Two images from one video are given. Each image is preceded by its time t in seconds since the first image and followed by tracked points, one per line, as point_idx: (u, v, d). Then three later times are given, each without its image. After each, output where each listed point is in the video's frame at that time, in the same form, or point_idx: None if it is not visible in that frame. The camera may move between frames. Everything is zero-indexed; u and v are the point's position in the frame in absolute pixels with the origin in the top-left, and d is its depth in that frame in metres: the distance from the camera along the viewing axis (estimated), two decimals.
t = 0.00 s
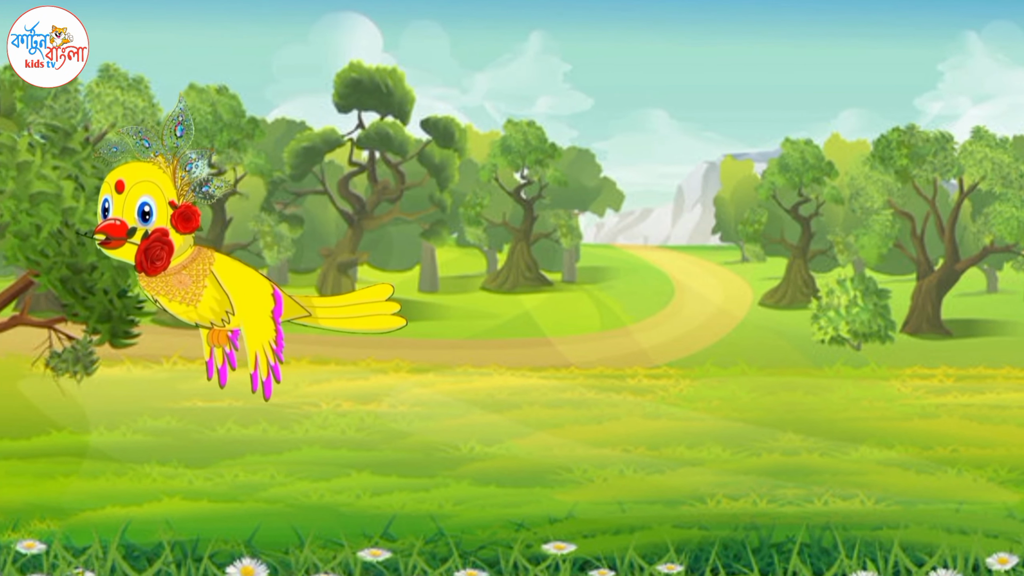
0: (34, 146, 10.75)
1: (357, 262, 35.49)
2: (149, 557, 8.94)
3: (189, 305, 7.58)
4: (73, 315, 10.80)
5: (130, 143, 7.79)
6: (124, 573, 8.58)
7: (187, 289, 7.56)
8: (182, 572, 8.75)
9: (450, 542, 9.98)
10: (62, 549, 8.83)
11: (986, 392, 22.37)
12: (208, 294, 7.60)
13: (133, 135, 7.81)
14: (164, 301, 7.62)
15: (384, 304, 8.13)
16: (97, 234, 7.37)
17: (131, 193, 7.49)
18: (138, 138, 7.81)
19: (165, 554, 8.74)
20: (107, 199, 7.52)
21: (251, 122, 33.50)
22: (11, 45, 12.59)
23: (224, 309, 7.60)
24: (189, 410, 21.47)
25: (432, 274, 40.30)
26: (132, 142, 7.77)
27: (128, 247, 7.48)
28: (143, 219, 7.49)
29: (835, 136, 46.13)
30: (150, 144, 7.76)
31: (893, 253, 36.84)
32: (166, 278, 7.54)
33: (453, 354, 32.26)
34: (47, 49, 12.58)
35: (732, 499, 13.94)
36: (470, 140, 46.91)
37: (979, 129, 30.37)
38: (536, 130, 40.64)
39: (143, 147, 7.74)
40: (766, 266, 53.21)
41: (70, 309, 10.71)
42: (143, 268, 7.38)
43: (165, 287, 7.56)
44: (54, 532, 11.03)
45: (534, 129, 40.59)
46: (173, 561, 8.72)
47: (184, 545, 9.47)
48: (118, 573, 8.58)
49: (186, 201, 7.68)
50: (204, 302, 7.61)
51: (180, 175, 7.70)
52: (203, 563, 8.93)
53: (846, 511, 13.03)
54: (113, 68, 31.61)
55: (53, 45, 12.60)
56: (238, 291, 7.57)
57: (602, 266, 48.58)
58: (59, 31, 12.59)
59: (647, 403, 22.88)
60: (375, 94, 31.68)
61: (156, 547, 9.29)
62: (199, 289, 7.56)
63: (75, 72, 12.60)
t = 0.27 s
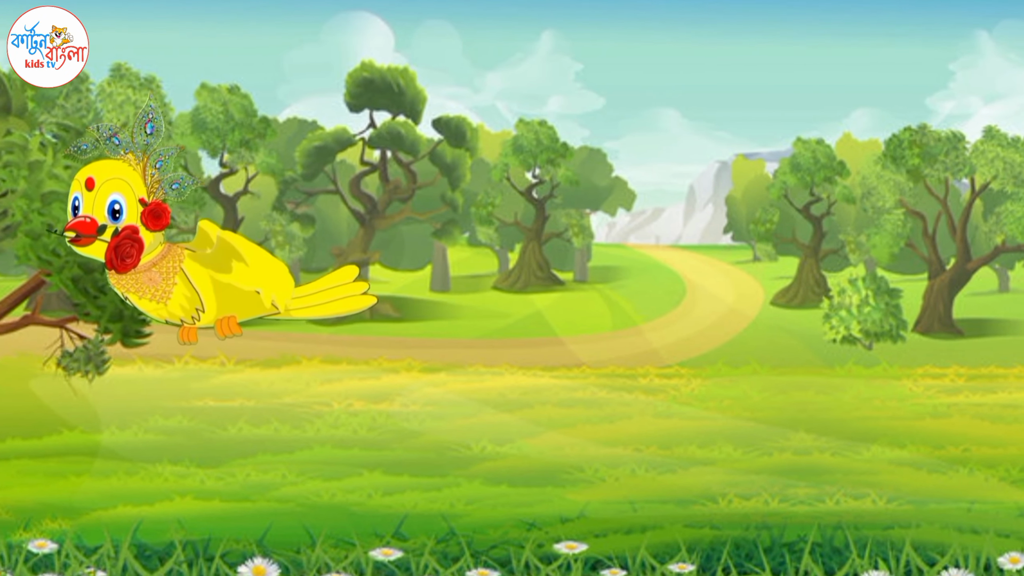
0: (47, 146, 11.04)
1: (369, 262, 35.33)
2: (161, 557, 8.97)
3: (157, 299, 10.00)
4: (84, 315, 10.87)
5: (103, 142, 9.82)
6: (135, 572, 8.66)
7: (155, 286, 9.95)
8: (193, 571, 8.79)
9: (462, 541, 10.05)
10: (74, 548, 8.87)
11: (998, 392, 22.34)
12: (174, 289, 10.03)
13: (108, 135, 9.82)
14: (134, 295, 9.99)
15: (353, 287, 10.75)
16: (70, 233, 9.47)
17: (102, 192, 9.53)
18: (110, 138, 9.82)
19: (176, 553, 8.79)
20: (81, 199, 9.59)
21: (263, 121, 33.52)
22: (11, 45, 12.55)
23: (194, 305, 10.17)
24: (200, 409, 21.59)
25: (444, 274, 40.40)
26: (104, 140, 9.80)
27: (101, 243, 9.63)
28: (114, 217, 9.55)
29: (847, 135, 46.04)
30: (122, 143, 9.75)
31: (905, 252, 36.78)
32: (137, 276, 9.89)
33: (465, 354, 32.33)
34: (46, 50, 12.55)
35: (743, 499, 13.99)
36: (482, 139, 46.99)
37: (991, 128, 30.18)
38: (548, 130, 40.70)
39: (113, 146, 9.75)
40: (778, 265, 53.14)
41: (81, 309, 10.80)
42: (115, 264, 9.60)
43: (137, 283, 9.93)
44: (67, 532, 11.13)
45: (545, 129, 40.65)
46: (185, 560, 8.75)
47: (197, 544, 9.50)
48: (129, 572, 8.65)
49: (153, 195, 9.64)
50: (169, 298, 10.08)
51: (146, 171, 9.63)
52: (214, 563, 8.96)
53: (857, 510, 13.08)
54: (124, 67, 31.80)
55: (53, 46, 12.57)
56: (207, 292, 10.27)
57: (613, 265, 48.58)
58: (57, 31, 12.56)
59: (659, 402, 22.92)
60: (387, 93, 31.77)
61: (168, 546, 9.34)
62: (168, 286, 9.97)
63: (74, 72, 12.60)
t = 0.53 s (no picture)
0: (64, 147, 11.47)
1: (380, 261, 35.22)
2: (172, 556, 9.04)
3: (130, 295, 10.58)
4: (97, 313, 11.53)
5: (75, 138, 10.31)
6: (147, 571, 8.72)
7: (127, 283, 10.52)
8: (205, 570, 8.86)
9: (474, 541, 10.12)
10: (85, 548, 8.92)
11: (1010, 391, 22.32)
12: (145, 286, 10.50)
13: (80, 133, 10.31)
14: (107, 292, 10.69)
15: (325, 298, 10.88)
16: (40, 230, 9.85)
17: (72, 188, 10.03)
18: (81, 136, 10.31)
19: (188, 553, 8.84)
20: (49, 195, 10.07)
21: (275, 121, 33.63)
22: (12, 45, 12.59)
23: (163, 302, 10.52)
24: (212, 408, 21.72)
25: (456, 273, 40.48)
26: (76, 138, 10.30)
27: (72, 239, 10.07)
28: (83, 214, 10.02)
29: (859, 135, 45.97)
30: (92, 141, 10.25)
31: (917, 252, 36.74)
32: (109, 273, 10.45)
33: (477, 353, 32.42)
34: (47, 50, 12.67)
35: (755, 498, 14.05)
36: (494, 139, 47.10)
37: (1004, 127, 30.11)
38: (560, 129, 40.80)
39: (86, 143, 10.24)
40: (790, 265, 53.09)
41: (94, 309, 11.47)
42: (85, 261, 10.01)
43: (109, 280, 10.55)
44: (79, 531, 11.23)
45: (557, 128, 40.75)
46: (196, 560, 8.82)
47: (209, 543, 9.57)
48: (141, 572, 8.70)
49: (124, 192, 10.12)
50: (141, 295, 10.59)
51: (117, 169, 10.10)
52: (225, 562, 9.03)
53: (869, 509, 13.12)
54: (136, 67, 31.85)
55: (54, 46, 12.69)
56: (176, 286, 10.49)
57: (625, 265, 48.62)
58: (59, 33, 12.67)
59: (670, 402, 22.98)
60: (398, 92, 31.87)
61: (179, 545, 9.40)
62: (137, 283, 10.49)
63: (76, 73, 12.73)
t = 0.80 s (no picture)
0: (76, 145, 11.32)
1: (392, 261, 35.09)
2: (184, 555, 9.09)
3: (99, 296, 9.07)
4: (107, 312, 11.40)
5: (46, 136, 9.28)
6: (158, 570, 8.73)
7: (97, 281, 9.07)
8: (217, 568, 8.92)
9: (486, 541, 10.19)
10: (96, 547, 8.95)
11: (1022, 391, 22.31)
12: (115, 285, 9.08)
13: (49, 130, 9.29)
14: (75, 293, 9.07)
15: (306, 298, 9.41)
16: (8, 227, 8.69)
17: (42, 185, 8.82)
18: (52, 133, 9.27)
19: (199, 552, 8.88)
20: (19, 192, 8.88)
21: (287, 120, 33.77)
22: (11, 45, 11.71)
23: (135, 300, 9.07)
24: (223, 408, 21.86)
25: (468, 273, 40.50)
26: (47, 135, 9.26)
27: (39, 238, 8.82)
28: (53, 211, 8.83)
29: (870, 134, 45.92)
30: (61, 136, 9.19)
31: (928, 251, 36.70)
32: (77, 271, 9.01)
33: (489, 353, 32.52)
34: (47, 50, 11.64)
35: (767, 498, 14.09)
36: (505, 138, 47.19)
37: (1017, 126, 30.07)
38: (571, 128, 40.85)
39: (57, 140, 9.19)
40: (801, 264, 53.07)
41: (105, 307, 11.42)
42: (54, 258, 8.80)
43: (76, 279, 9.04)
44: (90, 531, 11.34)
45: (569, 127, 40.79)
46: (208, 559, 8.88)
47: (220, 543, 9.63)
48: (153, 571, 8.76)
49: (94, 190, 9.04)
50: (112, 296, 9.10)
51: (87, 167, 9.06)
52: (237, 561, 9.09)
53: (881, 508, 13.16)
54: (147, 67, 31.66)
55: (54, 45, 11.67)
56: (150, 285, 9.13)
57: (637, 264, 48.67)
58: (59, 32, 11.67)
59: (682, 401, 23.04)
60: (410, 91, 31.98)
61: (191, 545, 9.46)
62: (108, 281, 9.08)
63: (76, 74, 11.68)
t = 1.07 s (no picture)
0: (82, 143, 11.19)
1: (404, 260, 35.16)
2: (196, 554, 9.16)
3: (63, 291, 8.22)
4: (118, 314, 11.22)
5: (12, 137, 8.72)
6: (170, 569, 8.77)
7: (60, 277, 8.24)
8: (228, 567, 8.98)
9: (497, 540, 10.28)
10: (108, 547, 8.98)
11: None
12: (79, 281, 8.26)
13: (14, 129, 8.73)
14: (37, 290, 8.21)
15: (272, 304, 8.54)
16: None
17: None
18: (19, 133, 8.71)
19: (211, 552, 8.92)
20: None
21: (298, 119, 33.94)
22: (9, 45, 10.93)
23: (98, 295, 8.23)
24: (235, 407, 22.00)
25: (480, 272, 40.55)
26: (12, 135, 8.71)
27: None
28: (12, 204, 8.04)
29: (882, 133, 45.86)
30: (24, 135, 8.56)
31: (940, 250, 36.66)
32: (39, 266, 8.18)
33: (500, 352, 32.62)
34: (46, 50, 10.94)
35: (779, 497, 14.14)
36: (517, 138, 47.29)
37: None
38: (583, 128, 40.90)
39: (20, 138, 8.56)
40: (813, 263, 53.06)
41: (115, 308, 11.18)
42: (16, 255, 7.97)
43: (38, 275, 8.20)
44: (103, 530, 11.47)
45: (581, 127, 40.85)
46: (221, 558, 8.94)
47: (232, 542, 9.70)
48: (165, 570, 8.81)
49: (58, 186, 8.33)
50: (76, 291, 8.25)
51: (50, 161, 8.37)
52: (249, 560, 9.15)
53: (892, 508, 13.19)
54: (159, 66, 31.74)
55: (54, 46, 11.00)
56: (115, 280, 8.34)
57: (649, 263, 48.75)
58: (59, 33, 11.00)
59: (694, 400, 23.11)
60: (421, 90, 32.08)
61: (202, 545, 9.54)
62: (71, 277, 8.25)
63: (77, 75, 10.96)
